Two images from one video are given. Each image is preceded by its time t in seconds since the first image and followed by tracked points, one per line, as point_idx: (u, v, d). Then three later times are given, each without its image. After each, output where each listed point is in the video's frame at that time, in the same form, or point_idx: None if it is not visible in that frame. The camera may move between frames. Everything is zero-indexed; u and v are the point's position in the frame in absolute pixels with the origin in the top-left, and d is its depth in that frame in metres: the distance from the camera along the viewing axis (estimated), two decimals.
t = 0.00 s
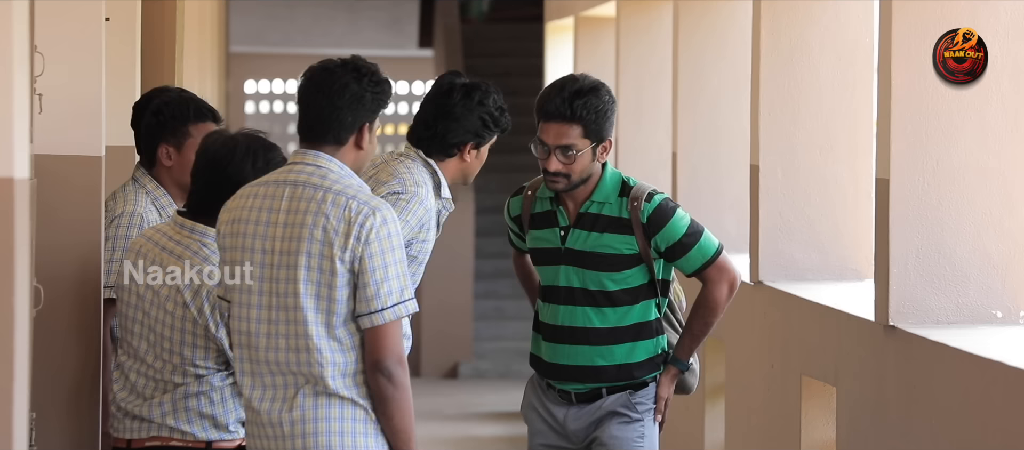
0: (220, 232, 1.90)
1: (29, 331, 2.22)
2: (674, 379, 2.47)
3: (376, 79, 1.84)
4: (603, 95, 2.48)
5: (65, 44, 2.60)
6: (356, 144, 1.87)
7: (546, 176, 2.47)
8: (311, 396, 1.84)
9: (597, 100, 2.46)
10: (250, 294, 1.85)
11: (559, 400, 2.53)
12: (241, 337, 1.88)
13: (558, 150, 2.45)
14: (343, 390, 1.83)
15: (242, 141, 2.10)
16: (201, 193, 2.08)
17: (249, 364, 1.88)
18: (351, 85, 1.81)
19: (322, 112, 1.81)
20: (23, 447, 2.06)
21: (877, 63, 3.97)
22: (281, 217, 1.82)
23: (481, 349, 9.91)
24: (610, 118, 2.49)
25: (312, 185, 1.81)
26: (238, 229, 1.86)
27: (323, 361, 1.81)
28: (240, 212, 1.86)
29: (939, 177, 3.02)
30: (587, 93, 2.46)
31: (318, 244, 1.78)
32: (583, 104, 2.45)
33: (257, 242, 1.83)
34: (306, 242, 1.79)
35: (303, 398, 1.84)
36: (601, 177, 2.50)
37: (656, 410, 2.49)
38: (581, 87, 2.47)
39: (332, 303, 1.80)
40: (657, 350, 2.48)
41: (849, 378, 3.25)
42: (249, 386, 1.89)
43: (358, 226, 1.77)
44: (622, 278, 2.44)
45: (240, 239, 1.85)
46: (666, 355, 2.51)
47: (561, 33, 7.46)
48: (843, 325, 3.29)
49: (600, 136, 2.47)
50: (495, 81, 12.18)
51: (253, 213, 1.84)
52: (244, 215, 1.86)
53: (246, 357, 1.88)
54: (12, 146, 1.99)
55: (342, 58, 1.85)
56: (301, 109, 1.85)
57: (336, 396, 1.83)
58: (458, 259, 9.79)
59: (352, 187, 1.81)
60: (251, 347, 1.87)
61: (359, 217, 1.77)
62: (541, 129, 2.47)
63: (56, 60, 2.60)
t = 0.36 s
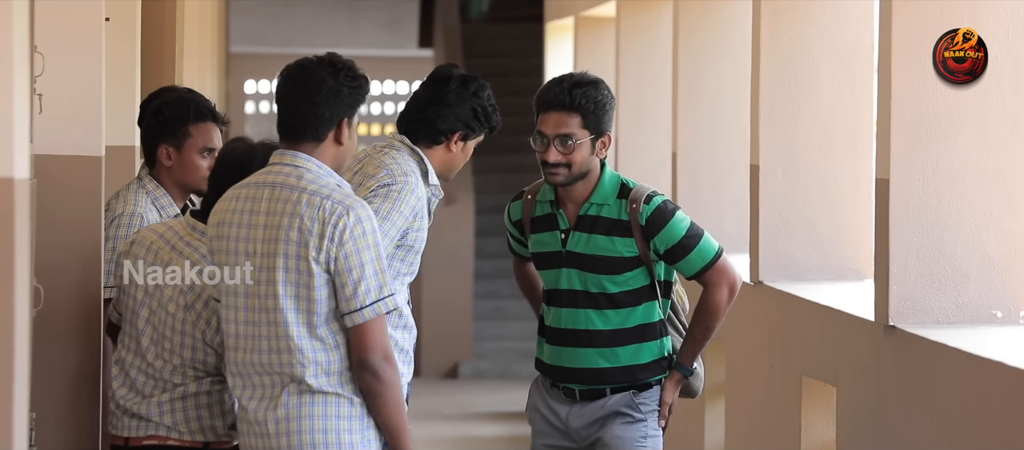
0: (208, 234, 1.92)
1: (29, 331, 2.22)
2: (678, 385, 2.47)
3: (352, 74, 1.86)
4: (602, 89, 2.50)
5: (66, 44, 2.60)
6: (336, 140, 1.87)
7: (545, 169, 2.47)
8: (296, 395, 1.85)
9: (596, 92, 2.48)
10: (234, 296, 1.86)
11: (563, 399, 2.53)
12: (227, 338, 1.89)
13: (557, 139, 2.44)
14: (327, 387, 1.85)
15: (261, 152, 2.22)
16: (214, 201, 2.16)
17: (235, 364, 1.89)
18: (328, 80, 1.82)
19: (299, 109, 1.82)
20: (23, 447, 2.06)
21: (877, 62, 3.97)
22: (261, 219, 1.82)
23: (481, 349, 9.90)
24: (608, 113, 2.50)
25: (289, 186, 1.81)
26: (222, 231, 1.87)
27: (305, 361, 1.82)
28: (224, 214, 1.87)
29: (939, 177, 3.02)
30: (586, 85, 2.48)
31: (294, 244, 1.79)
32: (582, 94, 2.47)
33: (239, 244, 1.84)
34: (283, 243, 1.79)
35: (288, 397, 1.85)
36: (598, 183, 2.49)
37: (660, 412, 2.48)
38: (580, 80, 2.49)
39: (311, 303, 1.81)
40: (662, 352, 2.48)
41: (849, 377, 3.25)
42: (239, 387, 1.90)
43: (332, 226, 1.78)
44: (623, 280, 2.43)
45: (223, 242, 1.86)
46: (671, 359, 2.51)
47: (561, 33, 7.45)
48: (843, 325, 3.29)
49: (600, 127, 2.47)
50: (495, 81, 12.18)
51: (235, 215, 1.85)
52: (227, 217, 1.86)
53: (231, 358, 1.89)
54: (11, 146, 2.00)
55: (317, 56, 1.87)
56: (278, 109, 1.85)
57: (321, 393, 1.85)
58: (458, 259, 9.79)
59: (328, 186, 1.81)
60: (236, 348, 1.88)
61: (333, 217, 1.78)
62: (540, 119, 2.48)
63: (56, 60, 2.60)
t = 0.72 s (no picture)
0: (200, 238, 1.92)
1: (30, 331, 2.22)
2: (678, 388, 2.46)
3: (339, 72, 1.88)
4: (613, 86, 2.52)
5: (65, 45, 2.61)
6: (325, 138, 1.90)
7: (547, 155, 2.49)
8: (283, 393, 1.87)
9: (605, 86, 2.50)
10: (227, 296, 1.87)
11: (563, 400, 2.53)
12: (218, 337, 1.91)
13: (560, 127, 2.47)
14: (312, 385, 1.86)
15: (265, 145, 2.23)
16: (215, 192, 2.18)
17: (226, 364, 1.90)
18: (314, 79, 1.85)
19: (287, 109, 1.85)
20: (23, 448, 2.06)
21: (877, 62, 3.98)
22: (250, 217, 1.84)
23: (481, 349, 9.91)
24: (618, 109, 2.51)
25: (278, 183, 1.83)
26: (213, 232, 1.88)
27: (291, 358, 1.84)
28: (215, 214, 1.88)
29: (938, 177, 3.02)
30: (596, 78, 2.51)
31: (282, 240, 1.81)
32: (591, 85, 2.50)
33: (231, 243, 1.85)
34: (271, 240, 1.81)
35: (276, 395, 1.87)
36: (606, 177, 2.50)
37: (661, 416, 2.49)
38: (592, 73, 2.52)
39: (298, 298, 1.82)
40: (664, 354, 2.48)
41: (849, 377, 3.25)
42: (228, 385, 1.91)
43: (319, 221, 1.79)
44: (627, 278, 2.43)
45: (215, 243, 1.88)
46: (672, 361, 2.50)
47: (561, 33, 7.45)
48: (844, 325, 3.28)
49: (605, 125, 2.48)
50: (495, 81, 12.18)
51: (225, 215, 1.87)
52: (218, 218, 1.88)
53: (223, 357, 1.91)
54: (12, 147, 2.00)
55: (305, 56, 1.89)
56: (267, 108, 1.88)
57: (307, 391, 1.87)
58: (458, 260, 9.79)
59: (317, 182, 1.83)
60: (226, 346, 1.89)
61: (321, 212, 1.80)
62: (547, 107, 2.52)
63: (55, 61, 2.60)
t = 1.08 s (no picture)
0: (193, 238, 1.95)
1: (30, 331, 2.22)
2: (698, 384, 2.46)
3: (325, 70, 1.88)
4: (625, 87, 2.48)
5: (65, 46, 2.60)
6: (315, 136, 1.90)
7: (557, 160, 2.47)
8: (270, 393, 1.87)
9: (616, 89, 2.46)
10: (217, 295, 1.89)
11: (586, 402, 2.49)
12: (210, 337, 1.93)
13: (569, 131, 2.45)
14: (299, 385, 1.87)
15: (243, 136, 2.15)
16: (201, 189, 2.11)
17: (217, 363, 1.92)
18: (300, 79, 1.85)
19: (274, 110, 1.85)
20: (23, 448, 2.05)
21: (877, 63, 3.99)
22: (237, 218, 1.86)
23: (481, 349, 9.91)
24: (629, 111, 2.48)
25: (264, 183, 1.84)
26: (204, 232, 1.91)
27: (276, 358, 1.85)
28: (206, 215, 1.91)
29: (939, 177, 3.02)
30: (607, 80, 2.47)
31: (267, 241, 1.82)
32: (600, 88, 2.46)
33: (220, 243, 1.87)
34: (256, 241, 1.83)
35: (263, 395, 1.87)
36: (620, 178, 2.47)
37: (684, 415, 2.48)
38: (602, 75, 2.48)
39: (283, 300, 1.84)
40: (685, 350, 2.47)
41: (849, 378, 3.25)
42: (219, 385, 1.93)
43: (302, 222, 1.81)
44: (649, 277, 2.41)
45: (205, 243, 1.90)
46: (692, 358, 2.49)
47: (561, 33, 7.45)
48: (844, 326, 3.29)
49: (615, 126, 2.45)
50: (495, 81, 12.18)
51: (215, 215, 1.89)
52: (208, 219, 1.90)
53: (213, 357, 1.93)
54: (12, 147, 2.00)
55: (291, 55, 1.89)
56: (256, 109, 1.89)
57: (294, 391, 1.87)
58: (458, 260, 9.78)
59: (303, 183, 1.84)
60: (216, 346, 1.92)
61: (304, 213, 1.81)
62: (557, 110, 2.50)
63: (55, 61, 2.60)
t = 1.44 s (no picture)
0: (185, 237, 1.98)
1: (29, 330, 2.22)
2: (725, 381, 2.44)
3: (319, 72, 1.94)
4: (608, 102, 2.43)
5: (65, 45, 2.60)
6: (303, 138, 1.94)
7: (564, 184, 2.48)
8: (255, 391, 1.90)
9: (597, 109, 2.42)
10: (205, 295, 1.92)
11: (613, 401, 2.53)
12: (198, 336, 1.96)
13: (566, 159, 2.44)
14: (284, 382, 1.89)
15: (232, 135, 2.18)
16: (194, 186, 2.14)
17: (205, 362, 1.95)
18: (293, 79, 1.90)
19: (266, 107, 1.90)
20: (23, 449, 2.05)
21: (877, 63, 3.99)
22: (223, 217, 1.89)
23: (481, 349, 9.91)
24: (616, 123, 2.43)
25: (249, 182, 1.87)
26: (194, 232, 1.94)
27: (259, 355, 1.88)
28: (195, 215, 1.94)
29: (939, 177, 3.02)
30: (587, 102, 2.43)
31: (251, 239, 1.85)
32: (582, 113, 2.42)
33: (207, 242, 1.91)
34: (241, 239, 1.86)
35: (248, 393, 1.90)
36: (630, 181, 2.48)
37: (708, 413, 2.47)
38: (583, 96, 2.44)
39: (267, 296, 1.86)
40: (708, 348, 2.46)
41: (849, 379, 3.25)
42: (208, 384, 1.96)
43: (286, 219, 1.83)
44: (665, 279, 2.42)
45: (195, 242, 1.94)
46: (718, 355, 2.48)
47: (561, 33, 7.44)
48: (844, 325, 3.29)
49: (607, 143, 2.42)
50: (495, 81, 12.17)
51: (203, 215, 1.92)
52: (198, 219, 1.93)
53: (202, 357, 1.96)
54: (12, 147, 2.00)
55: (287, 57, 1.94)
56: (249, 109, 1.92)
57: (278, 389, 1.90)
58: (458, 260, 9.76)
59: (287, 180, 1.87)
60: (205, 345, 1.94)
61: (287, 209, 1.83)
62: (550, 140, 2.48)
63: (55, 61, 2.60)
